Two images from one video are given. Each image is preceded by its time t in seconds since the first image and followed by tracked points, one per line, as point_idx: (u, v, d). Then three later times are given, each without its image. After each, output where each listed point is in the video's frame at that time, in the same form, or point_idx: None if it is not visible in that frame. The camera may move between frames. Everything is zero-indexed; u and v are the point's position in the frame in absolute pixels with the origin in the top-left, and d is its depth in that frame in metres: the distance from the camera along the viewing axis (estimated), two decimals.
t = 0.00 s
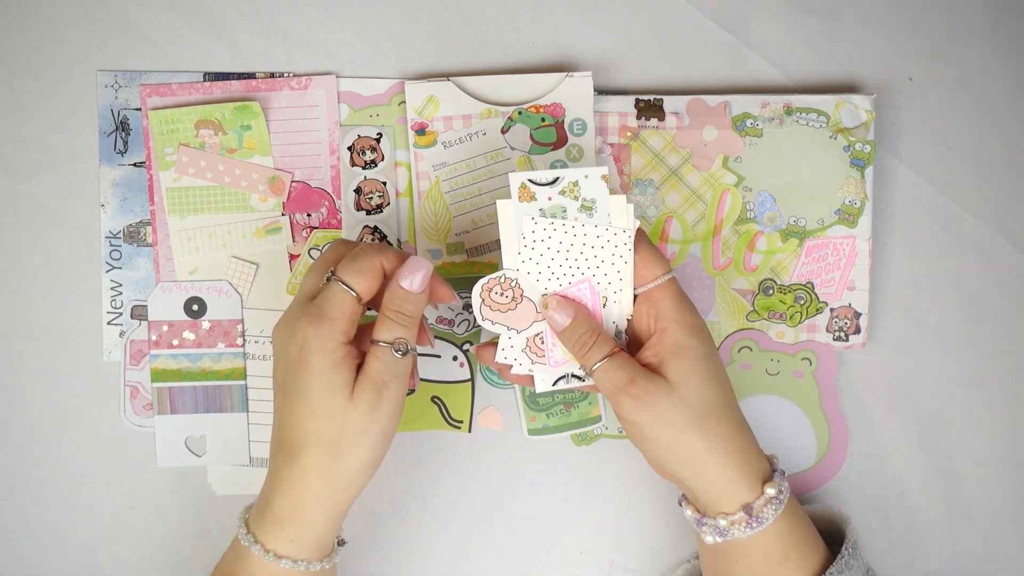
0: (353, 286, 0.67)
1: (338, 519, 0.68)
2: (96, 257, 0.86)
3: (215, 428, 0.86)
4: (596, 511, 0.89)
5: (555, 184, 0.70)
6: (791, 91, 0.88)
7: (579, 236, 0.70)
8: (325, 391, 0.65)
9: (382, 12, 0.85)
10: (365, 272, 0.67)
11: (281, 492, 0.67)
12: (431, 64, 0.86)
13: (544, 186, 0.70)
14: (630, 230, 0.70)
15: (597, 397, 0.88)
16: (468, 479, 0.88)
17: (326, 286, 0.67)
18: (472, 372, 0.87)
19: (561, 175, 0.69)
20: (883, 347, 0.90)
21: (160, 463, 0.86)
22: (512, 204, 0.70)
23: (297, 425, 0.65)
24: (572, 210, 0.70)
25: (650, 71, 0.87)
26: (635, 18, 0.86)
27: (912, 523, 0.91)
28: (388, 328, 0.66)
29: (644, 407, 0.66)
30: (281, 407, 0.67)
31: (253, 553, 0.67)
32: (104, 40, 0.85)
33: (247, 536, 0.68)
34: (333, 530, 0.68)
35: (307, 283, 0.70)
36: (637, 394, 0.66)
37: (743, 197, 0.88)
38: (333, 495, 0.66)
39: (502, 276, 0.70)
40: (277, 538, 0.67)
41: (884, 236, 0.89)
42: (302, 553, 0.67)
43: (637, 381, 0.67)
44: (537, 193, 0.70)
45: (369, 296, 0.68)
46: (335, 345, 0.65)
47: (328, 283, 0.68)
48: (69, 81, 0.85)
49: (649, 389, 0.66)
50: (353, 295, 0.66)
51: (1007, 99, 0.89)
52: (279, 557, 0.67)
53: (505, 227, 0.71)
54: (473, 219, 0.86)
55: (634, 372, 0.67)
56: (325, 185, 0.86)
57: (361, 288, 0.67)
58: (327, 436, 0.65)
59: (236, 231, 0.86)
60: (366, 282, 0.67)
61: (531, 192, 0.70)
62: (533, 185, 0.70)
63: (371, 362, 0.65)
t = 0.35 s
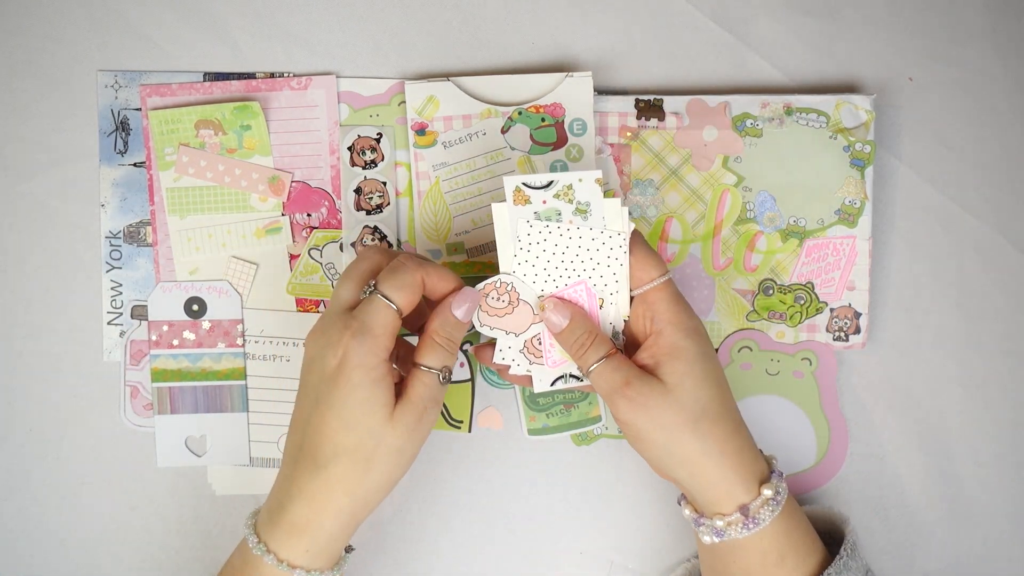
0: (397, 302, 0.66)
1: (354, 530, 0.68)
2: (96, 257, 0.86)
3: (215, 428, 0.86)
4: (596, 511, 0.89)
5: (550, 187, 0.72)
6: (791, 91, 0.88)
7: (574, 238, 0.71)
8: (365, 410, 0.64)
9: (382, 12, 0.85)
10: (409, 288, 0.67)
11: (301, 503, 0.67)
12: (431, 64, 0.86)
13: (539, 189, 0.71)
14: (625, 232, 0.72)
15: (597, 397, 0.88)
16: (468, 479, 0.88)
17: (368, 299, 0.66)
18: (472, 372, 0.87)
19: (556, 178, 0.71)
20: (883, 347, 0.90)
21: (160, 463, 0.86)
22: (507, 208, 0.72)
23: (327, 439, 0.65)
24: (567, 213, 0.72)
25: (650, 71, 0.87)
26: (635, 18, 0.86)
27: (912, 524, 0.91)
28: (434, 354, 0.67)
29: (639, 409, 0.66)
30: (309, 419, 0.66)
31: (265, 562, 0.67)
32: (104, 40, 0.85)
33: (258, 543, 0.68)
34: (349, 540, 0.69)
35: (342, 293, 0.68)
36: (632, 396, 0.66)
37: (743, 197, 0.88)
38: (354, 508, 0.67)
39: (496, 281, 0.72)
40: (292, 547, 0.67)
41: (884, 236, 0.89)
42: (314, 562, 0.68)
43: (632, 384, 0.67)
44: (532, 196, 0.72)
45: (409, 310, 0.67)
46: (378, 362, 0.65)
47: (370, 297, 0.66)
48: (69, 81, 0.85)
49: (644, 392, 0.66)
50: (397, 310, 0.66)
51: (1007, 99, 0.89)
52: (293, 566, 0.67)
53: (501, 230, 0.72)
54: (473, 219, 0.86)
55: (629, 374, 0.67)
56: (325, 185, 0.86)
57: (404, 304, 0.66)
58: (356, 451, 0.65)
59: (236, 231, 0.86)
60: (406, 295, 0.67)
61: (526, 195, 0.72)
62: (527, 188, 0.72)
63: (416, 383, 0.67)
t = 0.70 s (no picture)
0: (177, 289, 0.62)
1: (267, 508, 0.64)
2: (96, 257, 0.86)
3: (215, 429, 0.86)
4: (596, 510, 0.89)
5: (646, 148, 0.72)
6: (790, 91, 0.88)
7: (656, 207, 0.70)
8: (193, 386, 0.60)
9: (382, 12, 0.85)
10: (177, 272, 0.61)
11: (206, 485, 0.63)
12: (431, 64, 0.86)
13: (634, 149, 0.71)
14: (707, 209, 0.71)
15: (597, 397, 0.88)
16: (468, 479, 0.88)
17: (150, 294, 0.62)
18: (472, 372, 0.87)
19: (654, 140, 0.71)
20: (883, 347, 0.90)
21: (160, 463, 0.86)
22: (597, 162, 0.72)
23: (191, 423, 0.61)
24: (655, 178, 0.72)
25: (650, 71, 0.87)
26: (635, 18, 0.86)
27: (913, 523, 0.91)
28: (255, 322, 0.60)
29: (688, 387, 0.64)
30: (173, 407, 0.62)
31: (187, 547, 0.64)
32: (104, 40, 0.85)
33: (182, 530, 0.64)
34: (269, 521, 0.64)
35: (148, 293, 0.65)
36: (683, 374, 0.64)
37: (743, 197, 0.88)
38: (258, 484, 0.63)
39: (269, 218, 0.72)
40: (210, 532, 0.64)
41: (885, 236, 0.89)
42: (236, 545, 0.64)
43: (685, 361, 0.64)
44: (625, 155, 0.72)
45: (200, 292, 0.63)
46: (190, 352, 0.61)
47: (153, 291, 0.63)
48: (69, 81, 0.85)
49: (696, 371, 0.64)
50: (183, 298, 0.62)
51: (1007, 99, 0.89)
52: (211, 549, 0.63)
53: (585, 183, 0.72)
54: (473, 219, 0.86)
55: (684, 351, 0.65)
56: (325, 185, 0.86)
57: (188, 288, 0.62)
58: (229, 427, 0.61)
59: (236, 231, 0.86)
60: (180, 279, 0.61)
61: (619, 152, 0.72)
62: (623, 145, 0.72)
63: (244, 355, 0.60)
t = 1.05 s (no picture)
0: (189, 307, 0.60)
1: (275, 519, 0.64)
2: (96, 257, 0.86)
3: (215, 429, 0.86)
4: (596, 510, 0.89)
5: (691, 132, 0.72)
6: (791, 91, 0.88)
7: (695, 192, 0.71)
8: (206, 401, 0.60)
9: (382, 12, 0.85)
10: (189, 291, 0.60)
11: (214, 496, 0.63)
12: (431, 64, 0.86)
13: (680, 132, 0.71)
14: (745, 199, 0.71)
15: (597, 397, 0.88)
16: (468, 479, 0.88)
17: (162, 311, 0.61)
18: (472, 372, 0.87)
19: (701, 125, 0.71)
20: (883, 347, 0.90)
21: (160, 463, 0.86)
22: (642, 142, 0.72)
23: (201, 436, 0.61)
24: (698, 163, 0.72)
25: (650, 72, 0.87)
26: (635, 18, 0.86)
27: (913, 524, 0.91)
28: (269, 338, 0.60)
29: (717, 375, 0.64)
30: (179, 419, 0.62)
31: (193, 556, 0.64)
32: (104, 40, 0.85)
33: (187, 539, 0.65)
34: (274, 531, 0.65)
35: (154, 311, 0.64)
36: (713, 360, 0.64)
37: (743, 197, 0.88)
38: (266, 496, 0.63)
39: (285, 231, 0.68)
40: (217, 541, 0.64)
41: (885, 236, 0.89)
42: (241, 554, 0.64)
43: (715, 348, 0.64)
44: (670, 137, 0.72)
45: (211, 309, 0.62)
46: (201, 369, 0.60)
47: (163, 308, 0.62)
48: (69, 81, 0.85)
49: (726, 360, 0.64)
50: (194, 316, 0.61)
51: (1006, 99, 0.89)
52: (218, 559, 0.64)
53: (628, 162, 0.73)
54: (473, 219, 0.86)
55: (715, 339, 0.65)
56: (325, 184, 0.86)
57: (199, 306, 0.61)
58: (239, 441, 0.61)
59: (237, 231, 0.86)
60: (194, 297, 0.60)
61: (665, 134, 0.72)
62: (669, 127, 0.72)
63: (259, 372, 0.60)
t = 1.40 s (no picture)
0: (203, 308, 0.60)
1: (284, 521, 0.64)
2: (96, 257, 0.86)
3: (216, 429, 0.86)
4: (596, 510, 0.89)
5: (702, 129, 0.72)
6: (791, 91, 0.88)
7: (704, 189, 0.71)
8: (219, 403, 0.60)
9: (382, 12, 0.85)
10: (205, 292, 0.60)
11: (223, 498, 0.63)
12: (431, 64, 0.86)
13: (690, 129, 0.72)
14: (754, 197, 0.71)
15: (597, 397, 0.88)
16: (469, 479, 0.88)
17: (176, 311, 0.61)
18: (472, 372, 0.87)
19: (712, 122, 0.72)
20: (883, 347, 0.90)
21: (160, 463, 0.86)
22: (652, 139, 0.73)
23: (213, 437, 0.61)
24: (707, 160, 0.72)
25: (650, 72, 0.87)
26: (635, 17, 0.86)
27: (913, 523, 0.91)
28: (281, 341, 0.60)
29: (725, 373, 0.63)
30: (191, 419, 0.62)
31: (201, 558, 0.64)
32: (104, 40, 0.85)
33: (196, 540, 0.65)
34: (282, 533, 0.65)
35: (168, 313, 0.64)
36: (721, 358, 0.63)
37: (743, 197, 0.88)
38: (276, 498, 0.63)
39: (302, 234, 0.68)
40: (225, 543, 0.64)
41: (886, 236, 0.89)
42: (250, 555, 0.64)
43: (723, 346, 0.64)
44: (680, 134, 0.73)
45: (225, 310, 0.62)
46: (215, 370, 0.60)
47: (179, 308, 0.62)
48: (70, 81, 0.85)
49: (734, 357, 0.64)
50: (208, 317, 0.61)
51: (1006, 99, 0.89)
52: (227, 560, 0.64)
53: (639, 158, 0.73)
54: (473, 219, 0.86)
55: (723, 337, 0.64)
56: (325, 184, 0.86)
57: (214, 307, 0.61)
58: (251, 443, 0.61)
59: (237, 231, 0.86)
60: (209, 298, 0.60)
61: (675, 131, 0.73)
62: (679, 124, 0.72)
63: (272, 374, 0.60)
